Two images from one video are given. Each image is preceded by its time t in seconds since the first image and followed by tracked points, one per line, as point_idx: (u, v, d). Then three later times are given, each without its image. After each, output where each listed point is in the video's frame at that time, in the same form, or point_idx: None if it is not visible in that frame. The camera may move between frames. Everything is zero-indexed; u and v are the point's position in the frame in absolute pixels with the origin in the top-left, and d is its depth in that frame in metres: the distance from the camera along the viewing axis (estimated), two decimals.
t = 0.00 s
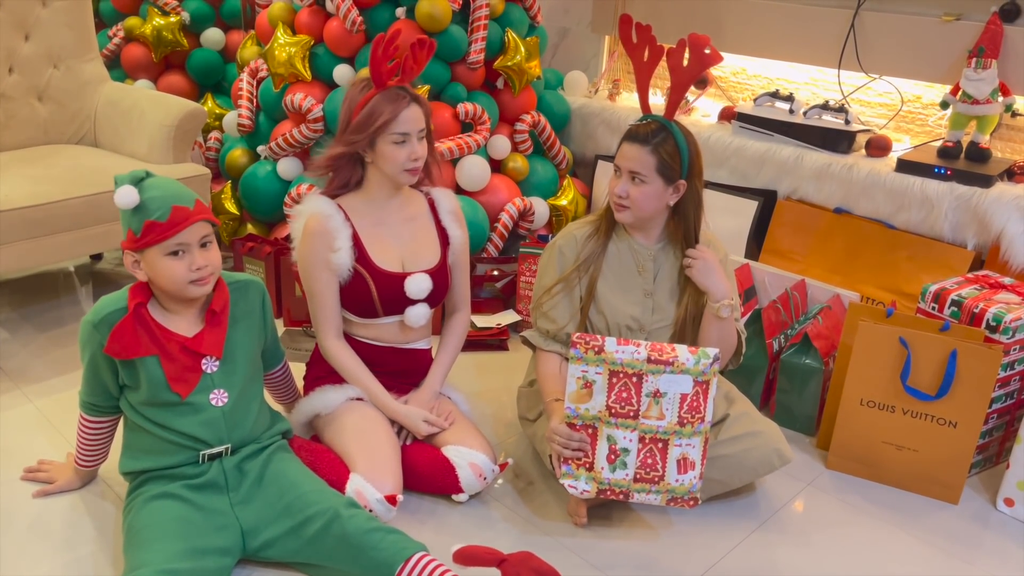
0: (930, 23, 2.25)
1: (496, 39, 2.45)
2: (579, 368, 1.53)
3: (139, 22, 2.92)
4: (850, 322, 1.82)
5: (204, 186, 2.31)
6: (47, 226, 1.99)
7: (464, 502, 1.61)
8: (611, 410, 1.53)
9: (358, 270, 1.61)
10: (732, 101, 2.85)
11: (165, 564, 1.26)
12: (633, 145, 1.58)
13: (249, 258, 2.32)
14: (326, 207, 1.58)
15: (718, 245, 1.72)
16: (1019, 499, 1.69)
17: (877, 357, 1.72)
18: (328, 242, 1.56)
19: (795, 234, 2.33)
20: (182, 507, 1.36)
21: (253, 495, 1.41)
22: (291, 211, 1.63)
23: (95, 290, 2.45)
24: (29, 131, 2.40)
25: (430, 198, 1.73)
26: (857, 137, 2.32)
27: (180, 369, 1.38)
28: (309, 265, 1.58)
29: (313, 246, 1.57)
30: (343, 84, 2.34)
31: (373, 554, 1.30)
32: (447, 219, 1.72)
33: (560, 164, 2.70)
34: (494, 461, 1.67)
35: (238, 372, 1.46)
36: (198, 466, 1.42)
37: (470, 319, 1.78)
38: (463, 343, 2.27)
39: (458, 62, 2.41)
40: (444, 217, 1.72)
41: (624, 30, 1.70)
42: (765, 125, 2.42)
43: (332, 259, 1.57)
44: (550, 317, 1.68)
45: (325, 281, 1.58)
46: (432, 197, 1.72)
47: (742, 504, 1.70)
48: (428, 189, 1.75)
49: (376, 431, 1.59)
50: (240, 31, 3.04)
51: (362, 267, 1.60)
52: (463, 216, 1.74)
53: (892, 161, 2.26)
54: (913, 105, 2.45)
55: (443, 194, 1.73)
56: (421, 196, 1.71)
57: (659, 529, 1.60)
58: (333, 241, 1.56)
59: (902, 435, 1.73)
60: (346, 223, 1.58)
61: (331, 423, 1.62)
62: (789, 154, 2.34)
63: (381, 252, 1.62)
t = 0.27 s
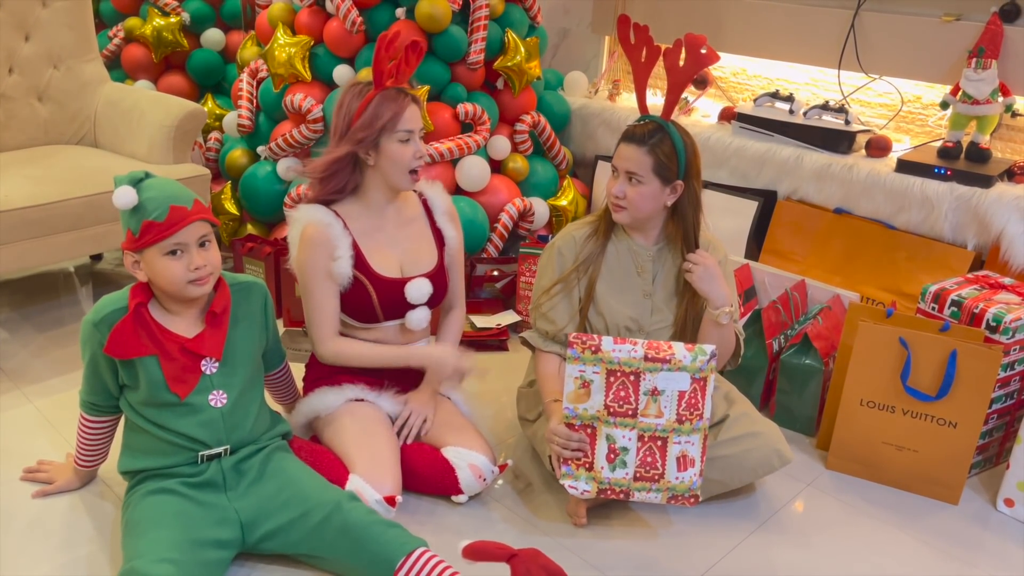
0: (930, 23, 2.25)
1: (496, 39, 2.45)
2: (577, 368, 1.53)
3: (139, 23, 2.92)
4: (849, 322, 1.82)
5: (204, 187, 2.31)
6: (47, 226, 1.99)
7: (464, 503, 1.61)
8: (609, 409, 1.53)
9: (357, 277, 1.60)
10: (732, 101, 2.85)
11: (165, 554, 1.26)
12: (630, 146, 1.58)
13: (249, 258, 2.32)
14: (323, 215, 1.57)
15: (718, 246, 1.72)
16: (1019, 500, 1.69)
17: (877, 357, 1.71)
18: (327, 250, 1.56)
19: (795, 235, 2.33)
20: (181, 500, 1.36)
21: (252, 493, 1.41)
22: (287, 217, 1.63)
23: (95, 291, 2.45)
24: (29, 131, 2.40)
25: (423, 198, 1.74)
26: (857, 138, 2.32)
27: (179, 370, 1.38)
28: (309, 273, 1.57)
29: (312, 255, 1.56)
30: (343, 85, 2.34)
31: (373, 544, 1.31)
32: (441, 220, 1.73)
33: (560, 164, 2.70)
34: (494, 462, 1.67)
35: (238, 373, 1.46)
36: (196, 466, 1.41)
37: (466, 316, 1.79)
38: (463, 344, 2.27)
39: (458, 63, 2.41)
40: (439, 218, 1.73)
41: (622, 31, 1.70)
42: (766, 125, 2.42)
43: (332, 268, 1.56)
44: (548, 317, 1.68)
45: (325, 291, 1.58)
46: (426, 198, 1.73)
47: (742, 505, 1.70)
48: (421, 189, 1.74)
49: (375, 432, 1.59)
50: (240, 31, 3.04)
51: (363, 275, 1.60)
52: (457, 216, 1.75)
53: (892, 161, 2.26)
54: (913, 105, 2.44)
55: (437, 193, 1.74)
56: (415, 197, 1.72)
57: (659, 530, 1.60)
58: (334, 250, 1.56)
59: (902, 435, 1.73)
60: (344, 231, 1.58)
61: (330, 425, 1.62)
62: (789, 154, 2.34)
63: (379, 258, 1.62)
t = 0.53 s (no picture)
0: (928, 22, 2.25)
1: (495, 39, 2.45)
2: (573, 367, 1.53)
3: (138, 23, 2.92)
4: (847, 322, 1.82)
5: (203, 187, 2.31)
6: (46, 226, 1.99)
7: (463, 503, 1.61)
8: (606, 407, 1.53)
9: (364, 281, 1.60)
10: (731, 101, 2.85)
11: (160, 554, 1.26)
12: (629, 146, 1.58)
13: (248, 259, 2.32)
14: (315, 223, 1.56)
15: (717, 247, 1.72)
16: (1017, 500, 1.69)
17: (876, 357, 1.72)
18: (335, 254, 1.54)
19: (794, 234, 2.33)
20: (177, 500, 1.36)
21: (249, 492, 1.41)
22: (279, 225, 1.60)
23: (94, 291, 2.45)
24: (28, 132, 2.40)
25: (410, 196, 1.74)
26: (856, 137, 2.32)
27: (177, 369, 1.38)
28: (319, 276, 1.55)
29: (319, 258, 1.54)
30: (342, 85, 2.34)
31: (370, 542, 1.31)
32: (430, 216, 1.73)
33: (559, 164, 2.70)
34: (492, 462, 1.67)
35: (236, 372, 1.46)
36: (194, 465, 1.41)
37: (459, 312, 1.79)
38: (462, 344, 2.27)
39: (457, 63, 2.41)
40: (427, 212, 1.73)
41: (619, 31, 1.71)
42: (765, 125, 2.42)
43: (343, 273, 1.54)
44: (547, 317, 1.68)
45: (352, 295, 1.54)
46: (412, 195, 1.74)
47: (741, 505, 1.70)
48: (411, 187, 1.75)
49: (374, 432, 1.60)
50: (240, 32, 3.04)
51: (367, 281, 1.60)
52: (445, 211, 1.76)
53: (891, 161, 2.26)
54: (912, 105, 2.45)
55: (425, 189, 1.75)
56: (402, 195, 1.72)
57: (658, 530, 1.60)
58: (338, 254, 1.55)
59: (901, 435, 1.73)
60: (342, 235, 1.57)
61: (328, 427, 1.62)
62: (788, 154, 2.34)
63: (377, 260, 1.62)
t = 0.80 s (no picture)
0: (927, 23, 2.25)
1: (494, 39, 2.45)
2: (574, 351, 1.55)
3: (138, 23, 2.92)
4: (846, 322, 1.82)
5: (203, 187, 2.32)
6: (45, 227, 1.99)
7: (462, 504, 1.61)
8: (601, 394, 1.53)
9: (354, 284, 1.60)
10: (730, 101, 2.86)
11: (158, 558, 1.26)
12: (633, 147, 1.58)
13: (248, 259, 2.32)
14: (314, 224, 1.57)
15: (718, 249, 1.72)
16: (1016, 499, 1.69)
17: (875, 356, 1.72)
18: (323, 258, 1.55)
19: (793, 234, 2.33)
20: (175, 502, 1.36)
21: (248, 494, 1.41)
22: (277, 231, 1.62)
23: (94, 291, 2.45)
24: (28, 132, 2.40)
25: (413, 197, 1.74)
26: (855, 137, 2.32)
27: (174, 369, 1.38)
28: (306, 282, 1.56)
29: (308, 261, 1.55)
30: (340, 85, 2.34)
31: (369, 546, 1.31)
32: (432, 219, 1.73)
33: (558, 164, 2.70)
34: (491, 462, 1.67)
35: (234, 374, 1.45)
36: (192, 466, 1.41)
37: (463, 314, 1.79)
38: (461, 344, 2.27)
39: (456, 63, 2.42)
40: (430, 216, 1.73)
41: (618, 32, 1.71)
42: (764, 125, 2.42)
43: (329, 277, 1.56)
44: (549, 318, 1.69)
45: (330, 304, 1.57)
46: (416, 197, 1.74)
47: (740, 505, 1.70)
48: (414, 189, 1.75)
49: (372, 433, 1.60)
50: (239, 32, 3.03)
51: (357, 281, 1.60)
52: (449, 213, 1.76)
53: (890, 161, 2.26)
54: (911, 105, 2.45)
55: (427, 191, 1.75)
56: (406, 196, 1.72)
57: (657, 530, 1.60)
58: (328, 258, 1.55)
59: (901, 435, 1.73)
60: (336, 240, 1.57)
61: (326, 428, 1.62)
62: (787, 154, 2.34)
63: (374, 262, 1.62)
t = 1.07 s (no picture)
0: (927, 23, 2.25)
1: (494, 39, 2.45)
2: (602, 330, 1.59)
3: (137, 23, 2.92)
4: (845, 321, 1.82)
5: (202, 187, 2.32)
6: (44, 227, 1.99)
7: (462, 503, 1.61)
8: (607, 370, 1.55)
9: (353, 280, 1.61)
10: (730, 101, 2.85)
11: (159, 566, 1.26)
12: (649, 152, 1.58)
13: (247, 258, 2.32)
14: (316, 219, 1.58)
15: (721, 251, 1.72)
16: (1015, 498, 1.69)
17: (875, 356, 1.72)
18: (321, 251, 1.57)
19: (793, 234, 2.33)
20: (174, 508, 1.36)
21: (247, 493, 1.41)
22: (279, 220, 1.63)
23: (93, 291, 2.45)
24: (27, 132, 2.40)
25: (416, 197, 1.73)
26: (854, 137, 2.32)
27: (173, 365, 1.38)
28: (303, 275, 1.58)
29: (306, 255, 1.57)
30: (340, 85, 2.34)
31: (370, 541, 1.31)
32: (436, 222, 1.71)
33: (558, 164, 2.70)
34: (491, 461, 1.67)
35: (233, 373, 1.45)
36: (191, 466, 1.41)
37: (467, 317, 1.79)
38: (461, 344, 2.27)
39: (456, 63, 2.42)
40: (433, 218, 1.71)
41: (619, 34, 1.71)
42: (764, 125, 2.42)
43: (325, 271, 1.57)
44: (552, 318, 1.69)
45: (326, 298, 1.58)
46: (419, 198, 1.72)
47: (740, 505, 1.70)
48: (416, 188, 1.74)
49: (370, 432, 1.59)
50: (238, 31, 3.03)
51: (355, 278, 1.60)
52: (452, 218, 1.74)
53: (889, 161, 2.26)
54: (910, 105, 2.45)
55: (431, 192, 1.74)
56: (409, 196, 1.71)
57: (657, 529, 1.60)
58: (326, 252, 1.57)
59: (902, 436, 1.73)
60: (336, 235, 1.59)
61: (325, 427, 1.62)
62: (786, 154, 2.34)
63: (372, 261, 1.62)
